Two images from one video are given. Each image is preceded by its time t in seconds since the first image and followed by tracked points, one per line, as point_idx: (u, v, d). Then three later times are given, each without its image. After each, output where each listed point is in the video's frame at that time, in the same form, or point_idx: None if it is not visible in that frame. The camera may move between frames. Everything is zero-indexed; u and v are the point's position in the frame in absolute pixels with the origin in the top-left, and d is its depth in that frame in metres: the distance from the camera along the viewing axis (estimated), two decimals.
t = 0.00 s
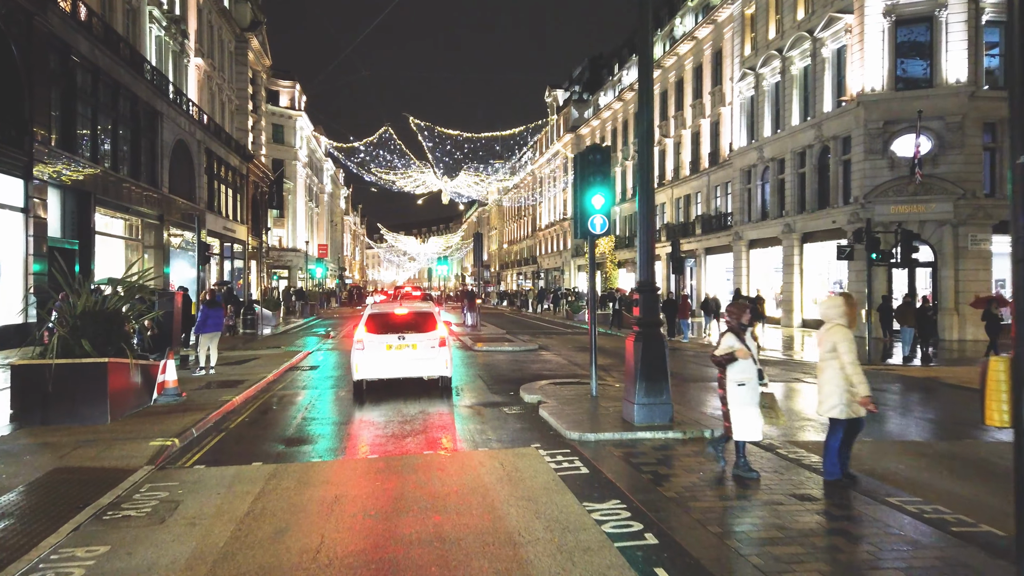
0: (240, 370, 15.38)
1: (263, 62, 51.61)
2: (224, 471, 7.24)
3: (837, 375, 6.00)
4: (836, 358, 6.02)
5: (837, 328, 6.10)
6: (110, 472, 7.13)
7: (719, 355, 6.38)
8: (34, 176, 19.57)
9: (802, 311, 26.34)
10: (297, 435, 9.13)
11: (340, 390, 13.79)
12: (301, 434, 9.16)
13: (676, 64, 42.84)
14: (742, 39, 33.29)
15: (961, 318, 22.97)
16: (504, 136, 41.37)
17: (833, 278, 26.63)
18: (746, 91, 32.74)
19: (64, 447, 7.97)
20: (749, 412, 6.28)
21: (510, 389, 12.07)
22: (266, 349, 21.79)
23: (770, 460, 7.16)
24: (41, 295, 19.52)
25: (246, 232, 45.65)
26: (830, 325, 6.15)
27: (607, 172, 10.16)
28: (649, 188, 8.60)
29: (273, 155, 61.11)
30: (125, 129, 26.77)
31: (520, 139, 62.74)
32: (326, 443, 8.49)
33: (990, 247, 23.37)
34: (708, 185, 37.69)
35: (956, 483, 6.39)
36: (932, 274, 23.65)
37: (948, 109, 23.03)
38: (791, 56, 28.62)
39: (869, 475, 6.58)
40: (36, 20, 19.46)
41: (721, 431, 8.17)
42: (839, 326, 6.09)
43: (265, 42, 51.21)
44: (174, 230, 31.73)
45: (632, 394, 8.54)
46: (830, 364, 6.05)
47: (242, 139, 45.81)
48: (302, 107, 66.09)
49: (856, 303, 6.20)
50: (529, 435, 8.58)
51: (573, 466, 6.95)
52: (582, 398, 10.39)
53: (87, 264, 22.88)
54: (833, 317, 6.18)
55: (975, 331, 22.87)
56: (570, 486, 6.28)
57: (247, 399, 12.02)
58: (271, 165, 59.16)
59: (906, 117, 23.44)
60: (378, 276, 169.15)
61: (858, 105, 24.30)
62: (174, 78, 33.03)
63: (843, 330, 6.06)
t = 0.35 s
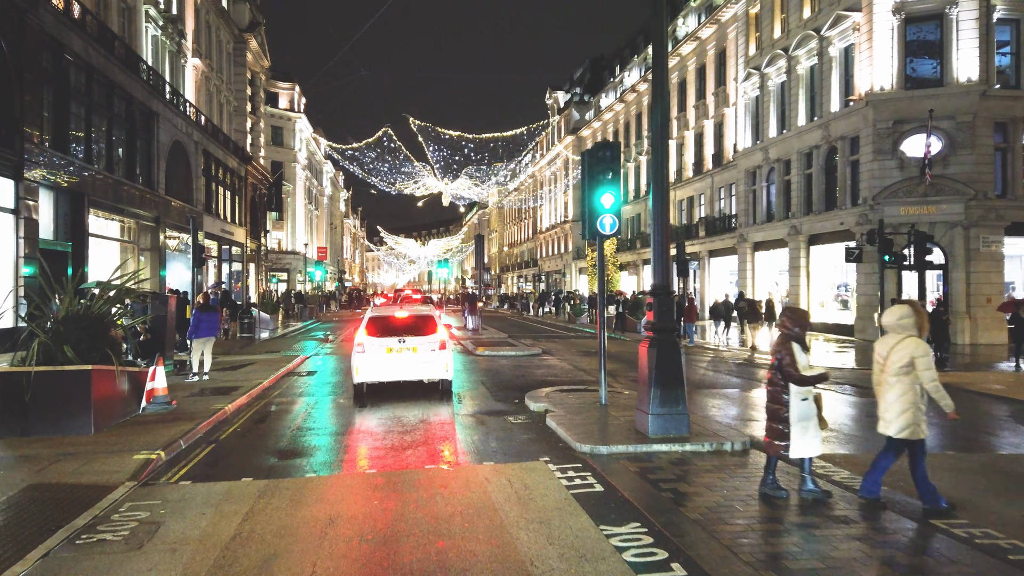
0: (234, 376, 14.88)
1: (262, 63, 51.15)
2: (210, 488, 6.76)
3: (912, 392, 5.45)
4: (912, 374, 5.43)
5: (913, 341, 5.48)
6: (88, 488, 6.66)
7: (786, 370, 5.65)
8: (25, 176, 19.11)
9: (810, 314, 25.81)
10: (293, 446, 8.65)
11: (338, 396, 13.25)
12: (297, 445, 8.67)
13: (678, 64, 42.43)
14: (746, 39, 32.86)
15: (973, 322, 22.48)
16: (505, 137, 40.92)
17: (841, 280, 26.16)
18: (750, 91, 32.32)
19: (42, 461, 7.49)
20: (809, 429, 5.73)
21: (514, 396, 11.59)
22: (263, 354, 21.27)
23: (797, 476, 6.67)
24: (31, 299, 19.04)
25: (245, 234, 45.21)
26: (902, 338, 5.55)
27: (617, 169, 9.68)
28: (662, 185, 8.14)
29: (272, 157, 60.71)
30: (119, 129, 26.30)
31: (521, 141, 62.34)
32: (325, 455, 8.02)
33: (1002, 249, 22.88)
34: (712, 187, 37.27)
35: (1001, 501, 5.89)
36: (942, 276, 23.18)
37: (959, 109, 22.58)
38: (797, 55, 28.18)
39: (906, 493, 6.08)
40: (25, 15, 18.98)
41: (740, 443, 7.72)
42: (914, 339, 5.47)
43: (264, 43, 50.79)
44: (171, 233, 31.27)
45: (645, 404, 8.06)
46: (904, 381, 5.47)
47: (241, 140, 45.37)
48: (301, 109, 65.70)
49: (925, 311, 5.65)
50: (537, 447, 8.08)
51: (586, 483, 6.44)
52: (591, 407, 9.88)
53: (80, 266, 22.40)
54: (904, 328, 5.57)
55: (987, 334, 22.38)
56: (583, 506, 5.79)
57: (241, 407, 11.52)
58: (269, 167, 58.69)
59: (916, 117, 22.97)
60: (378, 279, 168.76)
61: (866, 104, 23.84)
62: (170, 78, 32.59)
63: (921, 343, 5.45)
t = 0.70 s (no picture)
0: (229, 381, 14.41)
1: (260, 63, 50.71)
2: (198, 505, 6.30)
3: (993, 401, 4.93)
4: (980, 383, 4.94)
5: (984, 345, 5.00)
6: (65, 506, 6.20)
7: (868, 382, 5.09)
8: (16, 176, 18.66)
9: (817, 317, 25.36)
10: (287, 457, 8.19)
11: (336, 402, 12.78)
12: (290, 456, 8.20)
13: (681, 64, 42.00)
14: (751, 38, 32.44)
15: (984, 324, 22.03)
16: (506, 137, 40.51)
17: (848, 282, 25.72)
18: (755, 90, 31.89)
19: (18, 475, 7.03)
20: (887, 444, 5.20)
21: (519, 402, 11.14)
22: (260, 357, 20.82)
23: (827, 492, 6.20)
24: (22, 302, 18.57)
25: (243, 236, 44.78)
26: (973, 342, 5.08)
27: (627, 166, 9.24)
28: (677, 181, 7.70)
29: (271, 159, 60.29)
30: (115, 129, 25.87)
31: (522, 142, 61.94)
32: (322, 468, 7.54)
33: (1014, 250, 22.43)
34: (715, 187, 36.88)
35: None
36: (953, 278, 22.74)
37: (970, 107, 22.16)
38: (803, 53, 27.77)
39: (948, 513, 5.60)
40: (16, 11, 18.53)
41: (762, 455, 7.26)
42: (987, 344, 4.97)
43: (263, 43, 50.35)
44: (167, 234, 30.84)
45: (660, 414, 7.60)
46: (974, 392, 5.01)
47: (239, 141, 44.93)
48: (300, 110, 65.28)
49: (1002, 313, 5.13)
50: (545, 459, 7.61)
51: (600, 501, 5.96)
52: (600, 414, 9.42)
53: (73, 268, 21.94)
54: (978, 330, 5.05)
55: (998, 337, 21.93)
56: (599, 527, 5.33)
57: (236, 414, 11.04)
58: (268, 168, 58.25)
59: (926, 115, 22.53)
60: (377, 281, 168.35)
61: (875, 103, 23.40)
62: (167, 78, 32.15)
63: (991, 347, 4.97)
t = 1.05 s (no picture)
0: (223, 385, 13.96)
1: (259, 62, 50.31)
2: (183, 522, 5.86)
3: None
4: None
5: None
6: (39, 523, 5.77)
7: (958, 396, 4.69)
8: (6, 175, 18.20)
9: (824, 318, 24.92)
10: (280, 467, 7.74)
11: (333, 406, 12.34)
12: (284, 466, 7.75)
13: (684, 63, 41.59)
14: (756, 35, 31.98)
15: (996, 326, 21.57)
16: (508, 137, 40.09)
17: (856, 283, 25.28)
18: (760, 88, 31.45)
19: None
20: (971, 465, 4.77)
21: (523, 409, 10.70)
22: (256, 359, 20.40)
23: (858, 508, 5.77)
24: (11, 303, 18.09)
25: (242, 236, 44.39)
26: None
27: (638, 161, 8.80)
28: (694, 177, 7.27)
29: (270, 159, 59.87)
30: (110, 127, 25.45)
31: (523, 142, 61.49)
32: (320, 480, 7.11)
33: None
34: (719, 187, 36.43)
35: None
36: (963, 279, 22.28)
37: (981, 105, 21.74)
38: (809, 51, 27.35)
39: (999, 536, 5.15)
40: (7, 5, 18.09)
41: (785, 468, 6.81)
42: None
43: (261, 42, 49.93)
44: (164, 234, 30.41)
45: (676, 423, 7.15)
46: None
47: (237, 140, 44.48)
48: (299, 110, 64.84)
49: None
50: (553, 471, 7.16)
51: (617, 519, 5.51)
52: (609, 421, 9.00)
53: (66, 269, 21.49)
54: None
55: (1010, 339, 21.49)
56: (617, 549, 4.90)
57: (228, 421, 10.58)
58: (267, 168, 57.87)
59: (936, 113, 22.10)
60: (377, 282, 168.02)
61: (883, 100, 22.98)
62: (164, 76, 31.71)
63: None
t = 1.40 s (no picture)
0: (217, 389, 13.53)
1: (258, 61, 49.94)
2: (166, 541, 5.43)
3: None
4: None
5: None
6: (10, 543, 5.34)
7: None
8: None
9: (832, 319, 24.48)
10: (273, 478, 7.32)
11: (330, 411, 11.94)
12: (277, 478, 7.34)
13: (686, 62, 41.23)
14: (760, 33, 31.60)
15: (1007, 328, 21.14)
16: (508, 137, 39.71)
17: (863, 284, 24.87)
18: (764, 87, 31.06)
19: None
20: None
21: (528, 414, 10.29)
22: (253, 362, 20.02)
23: (894, 527, 5.35)
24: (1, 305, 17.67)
25: (241, 237, 44.01)
26: None
27: (650, 156, 8.39)
28: (711, 171, 6.85)
29: (269, 159, 59.48)
30: (105, 126, 25.04)
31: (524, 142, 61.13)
32: (316, 492, 6.69)
33: None
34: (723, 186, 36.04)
35: None
36: (974, 280, 21.84)
37: (992, 102, 21.36)
38: (815, 48, 26.96)
39: None
40: None
41: (810, 481, 6.38)
42: None
43: (260, 41, 49.52)
44: (160, 235, 29.99)
45: (692, 433, 6.73)
46: None
47: (235, 140, 44.08)
48: (298, 109, 64.44)
49: None
50: (562, 483, 6.73)
51: (635, 539, 5.09)
52: (618, 428, 8.60)
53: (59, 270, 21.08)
54: None
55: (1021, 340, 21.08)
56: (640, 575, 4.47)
57: (220, 427, 10.16)
58: (266, 168, 57.51)
59: (946, 111, 21.70)
60: (377, 283, 167.67)
61: (892, 98, 22.58)
62: (161, 74, 31.32)
63: None
